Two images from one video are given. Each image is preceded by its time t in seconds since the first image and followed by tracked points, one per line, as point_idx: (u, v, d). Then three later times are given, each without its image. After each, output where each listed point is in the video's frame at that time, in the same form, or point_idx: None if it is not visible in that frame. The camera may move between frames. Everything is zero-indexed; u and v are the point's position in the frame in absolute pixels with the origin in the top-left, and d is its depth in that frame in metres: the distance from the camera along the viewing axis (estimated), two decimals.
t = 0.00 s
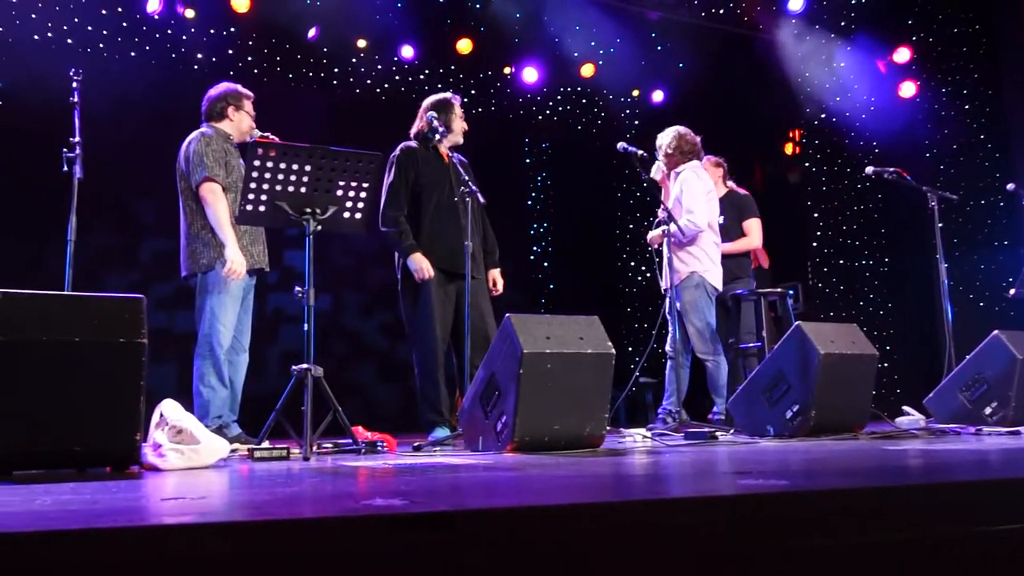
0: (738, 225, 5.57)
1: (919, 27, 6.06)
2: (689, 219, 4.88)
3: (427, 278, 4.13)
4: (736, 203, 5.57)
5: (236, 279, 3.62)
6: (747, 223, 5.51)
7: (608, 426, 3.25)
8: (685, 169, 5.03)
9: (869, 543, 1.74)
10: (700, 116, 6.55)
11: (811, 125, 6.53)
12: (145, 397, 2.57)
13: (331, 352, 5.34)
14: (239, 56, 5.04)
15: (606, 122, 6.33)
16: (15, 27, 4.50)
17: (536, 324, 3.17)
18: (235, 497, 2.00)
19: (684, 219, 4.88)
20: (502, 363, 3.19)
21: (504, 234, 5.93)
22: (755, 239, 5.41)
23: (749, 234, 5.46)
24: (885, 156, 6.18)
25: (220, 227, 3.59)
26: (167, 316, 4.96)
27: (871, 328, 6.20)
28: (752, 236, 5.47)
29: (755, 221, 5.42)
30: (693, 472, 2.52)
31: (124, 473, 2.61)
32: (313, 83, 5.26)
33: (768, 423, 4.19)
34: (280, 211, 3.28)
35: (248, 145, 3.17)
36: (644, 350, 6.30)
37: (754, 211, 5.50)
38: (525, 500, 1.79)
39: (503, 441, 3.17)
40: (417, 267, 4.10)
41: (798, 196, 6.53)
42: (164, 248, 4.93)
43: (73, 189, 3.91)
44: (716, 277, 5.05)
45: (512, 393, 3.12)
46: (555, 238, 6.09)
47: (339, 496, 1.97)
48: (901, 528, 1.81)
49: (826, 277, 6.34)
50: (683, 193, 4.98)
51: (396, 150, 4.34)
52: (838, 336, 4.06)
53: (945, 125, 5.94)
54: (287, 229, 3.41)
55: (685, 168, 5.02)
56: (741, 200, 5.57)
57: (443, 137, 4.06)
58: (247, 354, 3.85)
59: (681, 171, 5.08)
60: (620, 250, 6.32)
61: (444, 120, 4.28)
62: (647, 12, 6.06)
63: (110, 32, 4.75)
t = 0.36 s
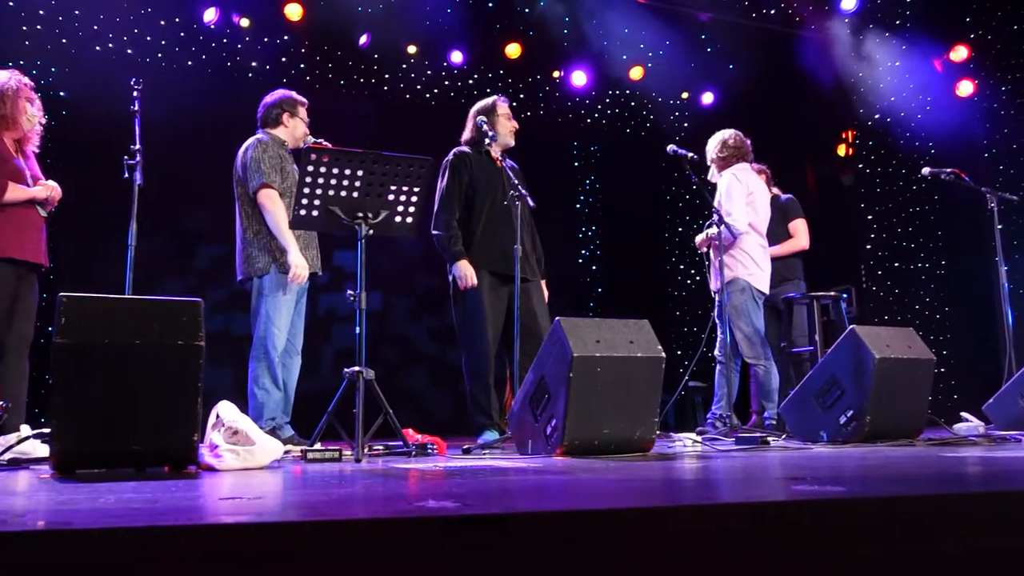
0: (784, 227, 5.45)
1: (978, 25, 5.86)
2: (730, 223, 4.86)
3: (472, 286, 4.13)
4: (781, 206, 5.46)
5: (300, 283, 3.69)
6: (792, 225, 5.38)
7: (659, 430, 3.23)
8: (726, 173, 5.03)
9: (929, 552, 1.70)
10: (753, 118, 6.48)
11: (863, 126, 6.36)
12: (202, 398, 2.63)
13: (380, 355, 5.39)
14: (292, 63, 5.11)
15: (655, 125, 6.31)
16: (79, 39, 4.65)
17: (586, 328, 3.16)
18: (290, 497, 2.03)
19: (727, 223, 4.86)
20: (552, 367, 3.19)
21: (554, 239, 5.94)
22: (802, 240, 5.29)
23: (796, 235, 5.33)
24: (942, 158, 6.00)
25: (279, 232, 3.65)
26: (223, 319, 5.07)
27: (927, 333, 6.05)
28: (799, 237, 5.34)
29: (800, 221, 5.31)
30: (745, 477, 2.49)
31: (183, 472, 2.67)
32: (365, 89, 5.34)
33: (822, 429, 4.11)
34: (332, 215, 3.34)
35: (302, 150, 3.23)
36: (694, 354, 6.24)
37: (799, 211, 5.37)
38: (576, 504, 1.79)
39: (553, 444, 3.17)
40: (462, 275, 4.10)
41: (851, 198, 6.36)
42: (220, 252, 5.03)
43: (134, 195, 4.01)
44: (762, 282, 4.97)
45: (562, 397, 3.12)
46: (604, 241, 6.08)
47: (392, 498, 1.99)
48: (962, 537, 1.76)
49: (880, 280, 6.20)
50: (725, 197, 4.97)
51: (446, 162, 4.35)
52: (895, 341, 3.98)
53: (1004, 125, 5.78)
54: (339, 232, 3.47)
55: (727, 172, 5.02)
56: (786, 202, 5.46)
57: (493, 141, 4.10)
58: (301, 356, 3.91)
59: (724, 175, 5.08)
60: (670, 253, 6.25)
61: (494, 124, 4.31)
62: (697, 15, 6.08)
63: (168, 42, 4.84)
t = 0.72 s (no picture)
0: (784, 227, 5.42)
1: (986, 25, 5.86)
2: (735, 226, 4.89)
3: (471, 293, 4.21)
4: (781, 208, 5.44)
5: (309, 287, 3.70)
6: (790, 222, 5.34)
7: (666, 433, 3.22)
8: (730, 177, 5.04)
9: (936, 553, 1.70)
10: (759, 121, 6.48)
11: (872, 126, 6.29)
12: (210, 402, 2.63)
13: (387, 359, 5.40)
14: (298, 68, 5.10)
15: (662, 128, 6.37)
16: (87, 45, 4.63)
17: (593, 331, 3.15)
18: (298, 501, 2.03)
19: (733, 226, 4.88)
20: (560, 370, 3.19)
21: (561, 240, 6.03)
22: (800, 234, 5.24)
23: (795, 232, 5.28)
24: (951, 158, 6.02)
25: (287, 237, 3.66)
26: (232, 325, 5.08)
27: (936, 334, 6.05)
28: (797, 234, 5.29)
29: (797, 217, 5.28)
30: (753, 480, 2.49)
31: (191, 477, 2.68)
32: (371, 94, 5.33)
33: (830, 431, 4.10)
34: (341, 220, 3.34)
35: (309, 155, 3.23)
36: (702, 356, 6.24)
37: (798, 209, 5.34)
38: (584, 507, 1.79)
39: (560, 448, 3.16)
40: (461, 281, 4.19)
41: (858, 201, 6.32)
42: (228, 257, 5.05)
43: (142, 200, 4.03)
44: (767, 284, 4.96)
45: (570, 400, 3.12)
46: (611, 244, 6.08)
47: (400, 501, 1.99)
48: (969, 537, 1.76)
49: (889, 283, 6.13)
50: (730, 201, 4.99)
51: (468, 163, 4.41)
52: (905, 343, 3.96)
53: (1015, 125, 5.82)
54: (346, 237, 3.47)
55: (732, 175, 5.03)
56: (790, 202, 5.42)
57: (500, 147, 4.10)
58: (309, 360, 3.92)
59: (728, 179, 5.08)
60: (676, 257, 6.27)
61: (509, 125, 4.34)
62: (703, 18, 5.98)
63: (175, 48, 4.84)
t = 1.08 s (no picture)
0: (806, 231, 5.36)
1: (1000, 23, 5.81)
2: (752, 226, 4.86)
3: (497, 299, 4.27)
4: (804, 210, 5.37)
5: (322, 290, 3.72)
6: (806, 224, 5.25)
7: (680, 435, 3.21)
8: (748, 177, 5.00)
9: (951, 555, 1.70)
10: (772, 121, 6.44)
11: (884, 126, 6.27)
12: (225, 406, 2.65)
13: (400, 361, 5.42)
14: (309, 73, 5.16)
15: (673, 129, 6.31)
16: (100, 52, 4.71)
17: (606, 332, 3.15)
18: (313, 504, 2.04)
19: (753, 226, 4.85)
20: (573, 372, 3.18)
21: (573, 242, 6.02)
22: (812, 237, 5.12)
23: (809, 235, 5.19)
24: (966, 158, 6.00)
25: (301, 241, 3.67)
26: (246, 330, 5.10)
27: (953, 335, 6.01)
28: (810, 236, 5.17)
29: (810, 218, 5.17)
30: (769, 482, 2.48)
31: (207, 480, 2.69)
32: (382, 97, 5.35)
33: (846, 433, 4.08)
34: (353, 223, 3.34)
35: (321, 159, 3.24)
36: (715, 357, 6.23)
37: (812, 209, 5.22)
38: (598, 510, 1.79)
39: (575, 450, 3.16)
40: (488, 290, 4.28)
41: (874, 200, 6.30)
42: (242, 261, 5.07)
43: (156, 205, 4.04)
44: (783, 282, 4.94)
45: (583, 402, 3.10)
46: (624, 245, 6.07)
47: (415, 504, 2.00)
48: (984, 539, 1.75)
49: (905, 283, 6.08)
50: (748, 202, 4.95)
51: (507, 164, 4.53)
52: (920, 344, 3.93)
53: None
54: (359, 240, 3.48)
55: (748, 176, 5.01)
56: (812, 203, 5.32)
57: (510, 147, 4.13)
58: (322, 363, 3.92)
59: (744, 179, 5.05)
60: (689, 258, 6.26)
61: (533, 124, 4.28)
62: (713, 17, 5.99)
63: (187, 54, 4.90)
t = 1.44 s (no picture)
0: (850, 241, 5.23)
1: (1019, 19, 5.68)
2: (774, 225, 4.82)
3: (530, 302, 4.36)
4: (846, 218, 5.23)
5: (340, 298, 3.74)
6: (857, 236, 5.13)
7: (700, 437, 3.20)
8: (772, 176, 4.96)
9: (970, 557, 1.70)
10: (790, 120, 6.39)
11: (903, 125, 6.25)
12: (246, 410, 2.66)
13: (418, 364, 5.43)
14: (325, 78, 5.18)
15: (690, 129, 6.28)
16: (119, 61, 4.76)
17: (625, 335, 3.14)
18: (334, 509, 2.05)
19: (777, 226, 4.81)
20: (592, 374, 3.17)
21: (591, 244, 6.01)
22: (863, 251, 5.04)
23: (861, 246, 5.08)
24: (986, 155, 6.01)
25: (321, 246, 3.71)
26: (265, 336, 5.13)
27: (974, 333, 6.03)
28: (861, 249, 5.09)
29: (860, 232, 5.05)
30: (790, 484, 2.47)
31: (228, 485, 2.71)
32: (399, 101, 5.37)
33: (867, 434, 4.04)
34: (370, 228, 3.35)
35: (338, 165, 3.26)
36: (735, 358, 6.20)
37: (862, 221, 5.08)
38: (616, 514, 1.80)
39: (594, 453, 3.15)
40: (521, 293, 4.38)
41: (894, 198, 6.24)
42: (261, 267, 5.10)
43: (177, 212, 4.07)
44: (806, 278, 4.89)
45: (602, 405, 3.09)
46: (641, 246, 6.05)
47: (434, 508, 2.01)
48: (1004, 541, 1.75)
49: (925, 282, 6.07)
50: (772, 201, 4.91)
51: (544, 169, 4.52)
52: (942, 343, 3.90)
53: None
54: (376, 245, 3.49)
55: (773, 174, 4.96)
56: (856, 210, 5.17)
57: (527, 152, 4.12)
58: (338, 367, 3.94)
59: (767, 178, 5.01)
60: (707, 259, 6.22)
61: (556, 128, 4.27)
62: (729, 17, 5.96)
63: (203, 61, 4.91)
